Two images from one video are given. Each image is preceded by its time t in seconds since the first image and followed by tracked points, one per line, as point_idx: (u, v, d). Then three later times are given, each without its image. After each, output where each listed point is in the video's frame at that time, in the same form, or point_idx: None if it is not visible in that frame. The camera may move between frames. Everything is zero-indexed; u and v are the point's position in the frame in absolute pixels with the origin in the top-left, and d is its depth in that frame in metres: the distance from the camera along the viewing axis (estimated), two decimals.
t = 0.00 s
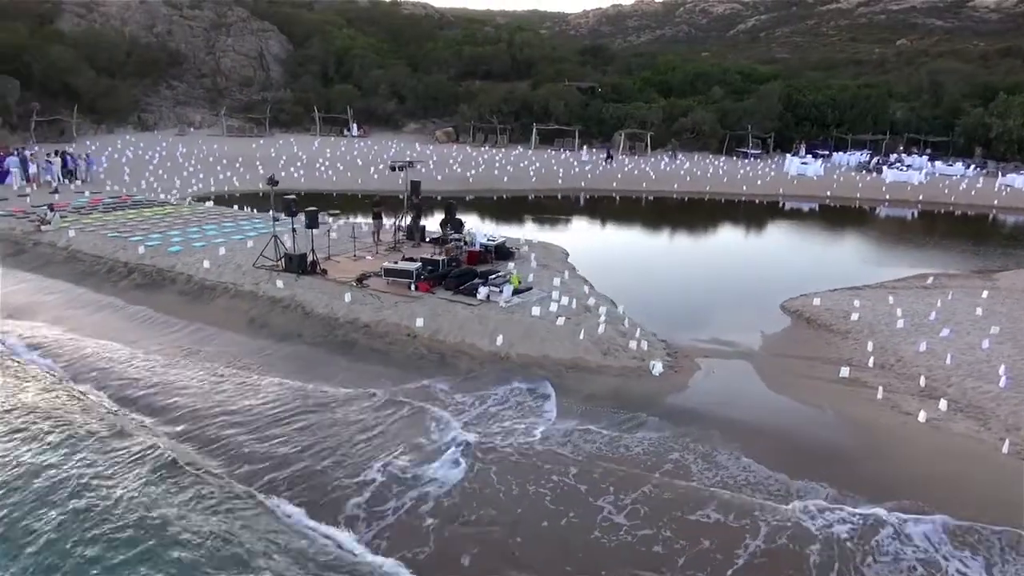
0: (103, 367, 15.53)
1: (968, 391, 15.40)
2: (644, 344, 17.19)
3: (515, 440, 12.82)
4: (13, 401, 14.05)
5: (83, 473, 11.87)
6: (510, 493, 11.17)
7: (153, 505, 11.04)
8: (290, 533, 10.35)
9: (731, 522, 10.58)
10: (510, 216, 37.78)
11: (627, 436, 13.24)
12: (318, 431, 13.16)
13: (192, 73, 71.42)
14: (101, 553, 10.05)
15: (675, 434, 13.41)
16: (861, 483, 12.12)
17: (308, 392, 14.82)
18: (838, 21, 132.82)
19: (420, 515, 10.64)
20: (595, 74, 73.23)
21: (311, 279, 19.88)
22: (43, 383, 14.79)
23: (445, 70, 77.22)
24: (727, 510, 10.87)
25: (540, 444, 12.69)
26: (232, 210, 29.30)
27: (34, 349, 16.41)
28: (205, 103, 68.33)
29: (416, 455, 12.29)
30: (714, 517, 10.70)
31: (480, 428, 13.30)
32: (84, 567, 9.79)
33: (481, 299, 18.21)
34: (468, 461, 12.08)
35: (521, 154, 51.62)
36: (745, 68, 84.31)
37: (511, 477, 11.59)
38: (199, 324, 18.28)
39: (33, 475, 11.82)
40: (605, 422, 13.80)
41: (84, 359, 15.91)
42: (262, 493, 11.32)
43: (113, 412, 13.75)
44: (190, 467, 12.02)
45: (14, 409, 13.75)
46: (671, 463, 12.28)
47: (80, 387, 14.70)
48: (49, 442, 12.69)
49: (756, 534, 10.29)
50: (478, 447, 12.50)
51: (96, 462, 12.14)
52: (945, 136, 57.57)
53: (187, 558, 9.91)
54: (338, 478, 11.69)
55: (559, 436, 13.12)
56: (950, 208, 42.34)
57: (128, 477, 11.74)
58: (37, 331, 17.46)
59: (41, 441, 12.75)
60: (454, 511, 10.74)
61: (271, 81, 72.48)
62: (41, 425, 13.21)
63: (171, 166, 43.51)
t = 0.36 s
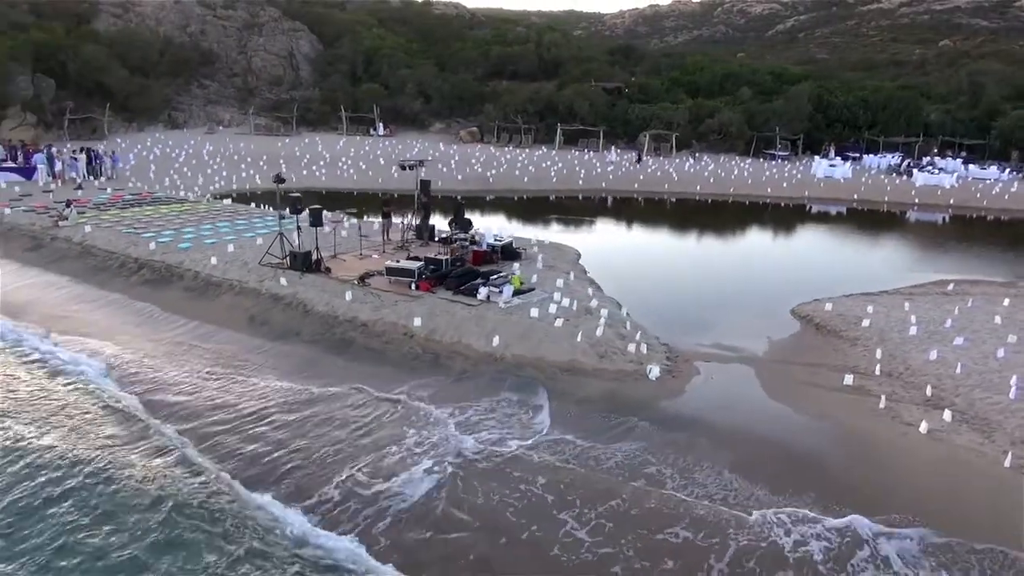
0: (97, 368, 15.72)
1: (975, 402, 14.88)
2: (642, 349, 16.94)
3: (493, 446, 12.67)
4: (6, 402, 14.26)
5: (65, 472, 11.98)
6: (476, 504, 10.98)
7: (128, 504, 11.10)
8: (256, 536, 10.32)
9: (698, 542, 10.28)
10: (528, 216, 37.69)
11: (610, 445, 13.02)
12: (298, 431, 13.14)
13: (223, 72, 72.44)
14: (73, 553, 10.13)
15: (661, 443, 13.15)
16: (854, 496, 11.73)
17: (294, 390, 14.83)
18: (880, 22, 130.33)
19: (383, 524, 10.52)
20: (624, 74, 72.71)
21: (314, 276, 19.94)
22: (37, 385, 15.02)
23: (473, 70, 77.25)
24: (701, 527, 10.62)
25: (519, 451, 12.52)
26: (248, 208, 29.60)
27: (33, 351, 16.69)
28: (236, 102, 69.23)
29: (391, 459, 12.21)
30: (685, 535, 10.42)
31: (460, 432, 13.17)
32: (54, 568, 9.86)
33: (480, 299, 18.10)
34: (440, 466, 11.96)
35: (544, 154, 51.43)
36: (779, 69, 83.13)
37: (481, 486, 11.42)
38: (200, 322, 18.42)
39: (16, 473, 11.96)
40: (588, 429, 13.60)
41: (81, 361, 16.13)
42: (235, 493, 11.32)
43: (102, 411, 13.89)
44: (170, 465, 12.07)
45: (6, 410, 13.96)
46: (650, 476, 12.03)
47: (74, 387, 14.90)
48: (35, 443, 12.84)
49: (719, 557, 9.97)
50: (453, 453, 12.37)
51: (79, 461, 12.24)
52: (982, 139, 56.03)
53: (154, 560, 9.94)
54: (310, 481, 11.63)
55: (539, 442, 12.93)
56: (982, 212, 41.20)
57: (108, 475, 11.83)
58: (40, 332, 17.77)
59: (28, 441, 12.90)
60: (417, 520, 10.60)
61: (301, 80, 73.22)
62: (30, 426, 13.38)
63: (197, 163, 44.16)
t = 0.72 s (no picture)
0: (104, 365, 15.89)
1: (986, 413, 14.32)
2: (644, 352, 16.65)
3: (476, 453, 12.47)
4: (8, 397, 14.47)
5: (59, 467, 12.11)
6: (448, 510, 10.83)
7: (115, 501, 11.20)
8: (235, 538, 10.34)
9: (662, 561, 9.99)
10: (548, 216, 37.45)
11: (598, 452, 12.77)
12: (287, 432, 13.15)
13: (256, 72, 73.35)
14: (59, 548, 10.22)
15: (651, 451, 12.88)
16: (850, 510, 11.32)
17: (288, 389, 14.84)
18: (927, 22, 127.35)
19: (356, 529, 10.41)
20: (655, 74, 72.01)
21: (321, 274, 19.98)
22: (40, 381, 15.22)
23: (504, 70, 77.15)
24: (671, 541, 10.40)
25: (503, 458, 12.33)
26: (266, 205, 29.85)
27: (43, 345, 16.97)
28: (269, 101, 70.04)
29: (371, 463, 12.12)
30: (652, 552, 10.16)
31: (444, 436, 13.04)
32: (38, 563, 9.94)
33: (482, 299, 17.97)
34: (420, 470, 11.84)
35: (569, 154, 51.13)
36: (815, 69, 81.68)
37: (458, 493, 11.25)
38: (206, 318, 18.61)
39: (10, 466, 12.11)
40: (577, 434, 13.39)
41: (87, 356, 16.36)
42: (221, 493, 11.35)
43: (100, 408, 14.03)
44: (160, 463, 12.17)
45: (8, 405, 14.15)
46: (635, 487, 11.75)
47: (77, 384, 15.07)
48: (31, 438, 12.98)
49: None
50: (435, 458, 12.24)
51: (74, 456, 12.37)
52: None
53: (134, 557, 10.00)
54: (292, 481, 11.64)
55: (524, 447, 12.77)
56: (1019, 217, 39.92)
57: (100, 473, 11.94)
58: (52, 326, 18.10)
59: (25, 436, 13.06)
60: (390, 527, 10.46)
61: (333, 80, 73.85)
62: (28, 422, 13.53)
63: (224, 161, 44.75)
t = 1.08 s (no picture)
0: (115, 360, 16.07)
1: (1002, 423, 13.72)
2: (649, 353, 16.36)
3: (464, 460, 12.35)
4: (16, 390, 14.68)
5: (57, 461, 12.27)
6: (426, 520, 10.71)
7: (107, 497, 11.30)
8: (220, 540, 10.36)
9: None
10: (573, 216, 37.19)
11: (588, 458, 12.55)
12: (281, 432, 13.18)
13: (292, 72, 74.25)
14: (48, 543, 10.33)
15: (645, 458, 12.61)
16: (847, 522, 10.93)
17: (285, 387, 14.91)
18: (981, 21, 123.64)
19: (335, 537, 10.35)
20: (690, 74, 71.11)
21: (331, 270, 20.03)
22: (48, 373, 15.44)
23: (538, 70, 76.92)
24: (639, 555, 10.14)
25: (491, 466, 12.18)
26: (288, 202, 30.10)
27: (57, 338, 17.26)
28: (304, 100, 70.81)
29: (356, 469, 12.05)
30: (618, 567, 9.91)
31: (434, 441, 12.93)
32: (37, 556, 10.07)
33: (488, 298, 17.80)
34: (405, 479, 11.72)
35: (599, 155, 50.73)
36: (858, 69, 79.91)
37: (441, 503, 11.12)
38: (217, 314, 18.81)
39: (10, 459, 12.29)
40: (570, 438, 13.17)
41: (97, 350, 16.58)
42: (210, 493, 11.39)
43: (104, 402, 14.19)
44: (162, 460, 12.29)
45: (15, 398, 14.35)
46: (621, 496, 11.53)
47: (88, 377, 15.30)
48: (34, 431, 13.16)
49: None
50: (423, 466, 12.11)
51: (72, 452, 12.50)
52: None
53: (122, 554, 10.10)
54: (279, 482, 11.63)
55: (513, 453, 12.62)
56: None
57: (96, 468, 12.06)
58: (68, 319, 18.46)
59: (28, 428, 13.25)
60: (367, 536, 10.36)
61: (367, 80, 74.39)
62: (33, 414, 13.73)
63: (255, 159, 45.35)
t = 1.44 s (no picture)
0: (128, 353, 16.22)
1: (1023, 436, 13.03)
2: (657, 355, 15.97)
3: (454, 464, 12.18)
4: (27, 381, 14.89)
5: (56, 452, 12.37)
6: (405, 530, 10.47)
7: (106, 491, 11.36)
8: (203, 538, 10.31)
9: None
10: (599, 215, 36.79)
11: (583, 465, 12.24)
12: (279, 428, 13.16)
13: (330, 71, 74.98)
14: (36, 534, 10.40)
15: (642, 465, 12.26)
16: (846, 536, 10.48)
17: (286, 384, 14.92)
18: None
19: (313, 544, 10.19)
20: (729, 73, 69.98)
21: (343, 267, 20.04)
22: (60, 365, 15.65)
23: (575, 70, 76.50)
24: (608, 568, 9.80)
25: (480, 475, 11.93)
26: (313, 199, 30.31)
27: (72, 331, 17.51)
28: (342, 99, 71.49)
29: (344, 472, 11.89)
30: None
31: (424, 444, 12.75)
32: (39, 549, 10.15)
33: (495, 297, 17.60)
34: (392, 488, 11.52)
35: (631, 155, 50.19)
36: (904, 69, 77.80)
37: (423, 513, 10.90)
38: (230, 309, 18.94)
39: (12, 449, 12.42)
40: (564, 442, 12.90)
41: (110, 344, 16.77)
42: (199, 491, 11.35)
43: (111, 395, 14.29)
44: (167, 453, 12.33)
45: (25, 388, 14.56)
46: (610, 502, 11.24)
47: (100, 369, 15.45)
48: (41, 422, 13.32)
49: None
50: (411, 474, 11.89)
51: (72, 444, 12.60)
52: None
53: (120, 549, 10.13)
54: (266, 480, 11.53)
55: (503, 458, 12.39)
56: None
57: (93, 462, 12.12)
58: (88, 312, 18.78)
59: (35, 419, 13.40)
60: (350, 538, 10.25)
61: (404, 80, 74.76)
62: (42, 407, 13.86)
63: (288, 157, 45.90)
